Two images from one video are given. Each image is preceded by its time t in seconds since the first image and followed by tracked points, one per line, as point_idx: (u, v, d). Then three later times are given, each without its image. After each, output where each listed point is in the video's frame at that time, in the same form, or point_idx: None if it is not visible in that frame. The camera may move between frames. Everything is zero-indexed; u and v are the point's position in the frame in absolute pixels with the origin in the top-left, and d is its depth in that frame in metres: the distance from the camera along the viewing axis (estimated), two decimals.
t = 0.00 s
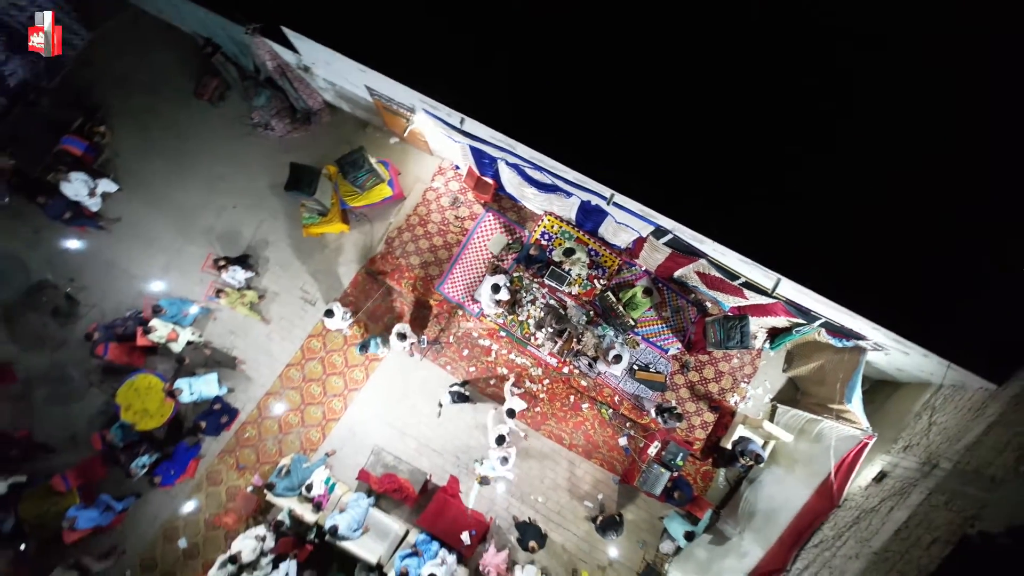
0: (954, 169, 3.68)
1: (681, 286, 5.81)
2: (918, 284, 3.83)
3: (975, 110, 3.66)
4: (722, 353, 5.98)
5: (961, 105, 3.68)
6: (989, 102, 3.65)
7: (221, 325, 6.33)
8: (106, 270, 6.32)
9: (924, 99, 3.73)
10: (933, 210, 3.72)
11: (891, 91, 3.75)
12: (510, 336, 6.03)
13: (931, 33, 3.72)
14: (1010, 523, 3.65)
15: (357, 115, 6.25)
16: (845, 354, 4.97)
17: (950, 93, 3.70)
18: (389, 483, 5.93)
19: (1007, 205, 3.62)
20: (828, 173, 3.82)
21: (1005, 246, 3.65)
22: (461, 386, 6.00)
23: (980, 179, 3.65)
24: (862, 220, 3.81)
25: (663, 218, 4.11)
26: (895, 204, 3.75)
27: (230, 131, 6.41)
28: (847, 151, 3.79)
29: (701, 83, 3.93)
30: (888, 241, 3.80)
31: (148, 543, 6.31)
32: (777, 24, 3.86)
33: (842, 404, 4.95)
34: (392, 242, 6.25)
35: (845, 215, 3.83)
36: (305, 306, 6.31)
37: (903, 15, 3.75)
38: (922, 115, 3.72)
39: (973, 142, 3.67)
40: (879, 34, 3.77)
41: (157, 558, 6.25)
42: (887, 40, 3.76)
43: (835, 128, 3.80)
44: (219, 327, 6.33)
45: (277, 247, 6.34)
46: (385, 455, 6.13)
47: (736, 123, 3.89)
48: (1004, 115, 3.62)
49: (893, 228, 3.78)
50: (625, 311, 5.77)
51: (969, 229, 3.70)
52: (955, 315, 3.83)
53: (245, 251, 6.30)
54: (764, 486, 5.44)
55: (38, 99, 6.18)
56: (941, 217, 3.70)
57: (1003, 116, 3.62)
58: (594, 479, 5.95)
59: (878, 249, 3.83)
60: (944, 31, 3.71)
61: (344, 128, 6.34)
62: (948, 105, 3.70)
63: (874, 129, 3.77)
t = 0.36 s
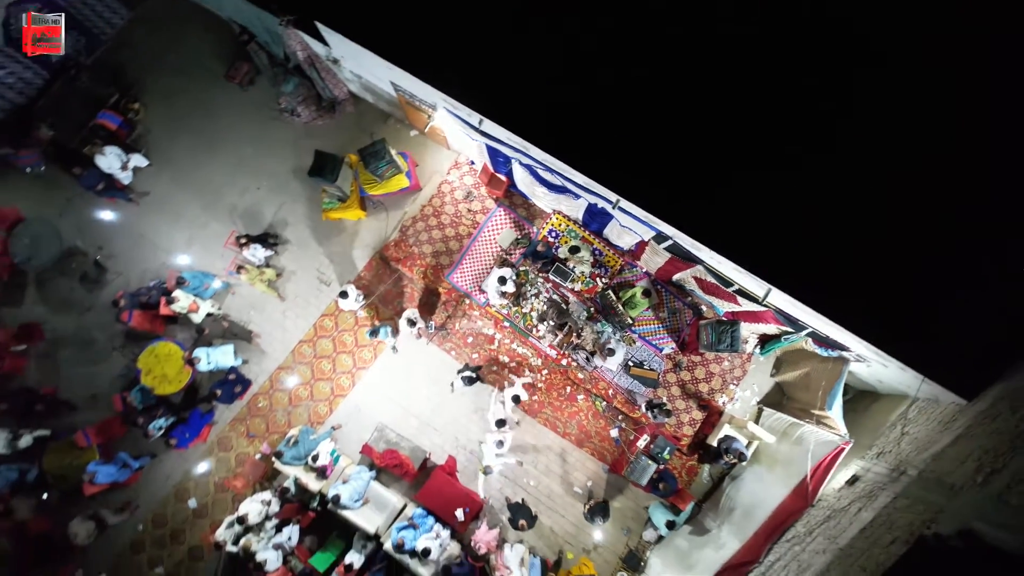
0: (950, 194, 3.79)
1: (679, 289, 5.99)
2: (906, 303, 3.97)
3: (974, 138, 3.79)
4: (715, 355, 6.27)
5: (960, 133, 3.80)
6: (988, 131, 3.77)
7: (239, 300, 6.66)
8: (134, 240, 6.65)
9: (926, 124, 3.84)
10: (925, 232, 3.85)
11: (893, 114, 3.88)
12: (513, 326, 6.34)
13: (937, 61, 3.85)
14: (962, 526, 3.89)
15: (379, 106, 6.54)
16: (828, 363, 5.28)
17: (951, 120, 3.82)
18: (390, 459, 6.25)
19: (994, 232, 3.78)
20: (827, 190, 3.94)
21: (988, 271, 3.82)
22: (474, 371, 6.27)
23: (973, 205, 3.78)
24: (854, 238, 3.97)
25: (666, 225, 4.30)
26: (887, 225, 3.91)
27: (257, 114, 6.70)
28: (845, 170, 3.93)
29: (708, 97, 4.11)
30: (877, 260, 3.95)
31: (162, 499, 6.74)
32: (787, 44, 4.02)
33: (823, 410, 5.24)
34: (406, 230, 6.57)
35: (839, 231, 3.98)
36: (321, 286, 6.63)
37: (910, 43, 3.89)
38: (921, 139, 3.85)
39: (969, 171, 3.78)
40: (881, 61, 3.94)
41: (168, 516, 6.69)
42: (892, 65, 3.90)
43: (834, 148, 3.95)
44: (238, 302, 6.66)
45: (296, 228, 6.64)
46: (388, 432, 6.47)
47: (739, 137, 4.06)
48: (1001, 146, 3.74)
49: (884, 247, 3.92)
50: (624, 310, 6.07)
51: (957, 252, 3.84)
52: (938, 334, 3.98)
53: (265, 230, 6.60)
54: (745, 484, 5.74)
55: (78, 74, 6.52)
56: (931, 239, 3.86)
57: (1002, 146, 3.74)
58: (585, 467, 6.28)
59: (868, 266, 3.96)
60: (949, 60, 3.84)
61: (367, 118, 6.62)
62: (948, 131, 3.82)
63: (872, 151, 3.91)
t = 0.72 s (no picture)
0: (931, 217, 4.07)
1: (675, 291, 6.28)
2: (884, 316, 4.24)
3: (956, 166, 4.05)
4: (706, 356, 6.57)
5: (941, 167, 4.07)
6: (970, 159, 4.02)
7: (257, 277, 6.99)
8: (159, 214, 6.98)
9: (911, 150, 4.12)
10: (906, 251, 4.11)
11: (881, 140, 4.15)
12: (515, 317, 6.65)
13: (924, 92, 4.12)
14: (921, 527, 4.15)
15: (400, 99, 6.83)
16: (814, 370, 5.61)
17: (936, 148, 4.08)
18: (392, 436, 6.58)
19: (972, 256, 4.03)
20: (814, 207, 4.24)
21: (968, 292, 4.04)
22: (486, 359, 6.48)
23: (950, 229, 4.05)
24: (839, 255, 4.24)
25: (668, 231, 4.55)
26: (873, 243, 4.18)
27: (282, 99, 7.00)
28: (828, 200, 4.22)
29: (713, 112, 4.35)
30: (861, 275, 4.21)
31: (174, 460, 7.11)
32: (785, 68, 4.29)
33: (806, 416, 5.52)
34: (419, 220, 6.90)
35: (823, 251, 4.26)
36: (335, 267, 6.95)
37: (901, 73, 4.16)
38: (907, 165, 4.12)
39: (947, 205, 4.05)
40: (878, 88, 4.17)
41: (179, 477, 7.07)
42: (883, 94, 4.17)
43: (826, 173, 4.21)
44: (256, 278, 6.99)
45: (314, 211, 6.94)
46: (391, 411, 6.80)
47: (739, 152, 4.32)
48: (983, 175, 3.99)
49: (866, 263, 4.19)
50: (622, 308, 6.36)
51: (939, 272, 4.07)
52: (913, 350, 4.25)
53: (285, 212, 6.90)
54: (727, 480, 6.08)
55: (116, 53, 6.89)
56: (911, 259, 4.12)
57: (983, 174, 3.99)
58: (576, 455, 6.61)
59: (851, 279, 4.23)
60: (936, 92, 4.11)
61: (387, 109, 6.91)
62: (932, 159, 4.08)
63: (862, 173, 4.17)
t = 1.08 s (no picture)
0: (907, 238, 4.38)
1: (672, 293, 6.52)
2: (858, 327, 4.56)
3: (936, 192, 4.32)
4: (697, 357, 6.88)
5: (924, 190, 4.33)
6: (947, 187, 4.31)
7: (271, 256, 7.29)
8: (181, 190, 7.30)
9: (898, 174, 4.37)
10: (881, 268, 4.44)
11: (872, 162, 4.40)
12: (517, 309, 6.96)
13: (915, 120, 4.35)
14: (882, 527, 4.43)
15: (419, 92, 7.10)
16: (799, 377, 5.97)
17: (920, 173, 4.34)
18: (393, 415, 6.87)
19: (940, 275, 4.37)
20: (803, 223, 4.51)
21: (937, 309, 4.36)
22: (488, 347, 6.89)
23: (922, 250, 4.36)
24: (823, 268, 4.51)
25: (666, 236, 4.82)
26: (853, 257, 4.47)
27: (303, 85, 7.26)
28: (817, 216, 4.48)
29: (714, 128, 4.61)
30: (838, 286, 4.53)
31: (184, 426, 7.47)
32: (789, 86, 4.50)
33: (788, 420, 5.95)
34: (430, 210, 7.20)
35: (808, 262, 4.54)
36: (348, 251, 7.25)
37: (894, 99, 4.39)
38: (894, 187, 4.38)
39: (924, 226, 4.35)
40: (870, 111, 4.41)
41: (188, 443, 7.42)
42: (877, 117, 4.40)
43: (817, 189, 4.46)
44: (271, 257, 7.29)
45: (330, 195, 7.23)
46: (393, 391, 7.12)
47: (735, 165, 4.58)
48: (957, 200, 4.30)
49: (847, 276, 4.48)
50: (619, 306, 6.59)
51: (907, 290, 4.42)
52: (881, 359, 4.58)
53: (302, 195, 7.20)
54: (710, 475, 6.48)
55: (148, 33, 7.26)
56: (886, 273, 4.43)
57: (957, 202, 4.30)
58: (568, 444, 6.92)
59: (832, 291, 4.51)
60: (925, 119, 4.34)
61: (405, 102, 7.18)
62: (910, 188, 4.35)
63: (851, 192, 4.42)
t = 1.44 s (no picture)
0: (881, 247, 4.69)
1: (667, 293, 6.80)
2: (838, 329, 4.83)
3: (912, 206, 4.64)
4: (688, 356, 7.13)
5: (897, 205, 4.66)
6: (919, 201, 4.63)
7: (283, 239, 7.57)
8: (200, 172, 7.59)
9: (875, 188, 4.68)
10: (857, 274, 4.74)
11: (853, 176, 4.71)
12: (517, 302, 7.23)
13: (894, 140, 4.67)
14: (851, 523, 4.70)
15: (432, 88, 7.40)
16: (784, 379, 6.30)
17: (894, 187, 4.65)
18: (393, 398, 7.14)
19: (910, 284, 4.66)
20: (786, 230, 4.79)
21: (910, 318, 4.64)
22: (495, 333, 7.16)
23: (894, 260, 4.67)
24: (804, 273, 4.79)
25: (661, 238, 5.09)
26: (833, 265, 4.75)
27: (321, 76, 7.58)
28: (801, 224, 4.76)
29: (708, 137, 4.89)
30: (820, 292, 4.79)
31: (191, 399, 7.76)
32: (778, 100, 4.82)
33: (772, 420, 6.34)
34: (438, 203, 7.46)
35: (791, 268, 4.82)
36: (356, 238, 7.52)
37: (875, 117, 4.70)
38: (870, 201, 4.69)
39: (897, 237, 4.66)
40: (854, 128, 4.72)
41: (195, 415, 7.72)
42: (859, 135, 4.72)
43: (799, 199, 4.76)
44: (282, 240, 7.56)
45: (341, 183, 7.52)
46: (394, 374, 7.39)
47: (727, 172, 4.86)
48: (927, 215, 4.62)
49: (823, 280, 4.78)
50: (616, 303, 6.82)
51: (881, 296, 4.72)
52: (862, 365, 4.81)
53: (315, 181, 7.49)
54: (694, 470, 6.73)
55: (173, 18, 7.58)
56: (860, 279, 4.74)
57: (927, 215, 4.63)
58: (560, 433, 7.20)
59: (810, 294, 4.81)
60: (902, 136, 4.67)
61: (419, 96, 7.48)
62: (886, 206, 4.67)
63: (833, 203, 4.72)
